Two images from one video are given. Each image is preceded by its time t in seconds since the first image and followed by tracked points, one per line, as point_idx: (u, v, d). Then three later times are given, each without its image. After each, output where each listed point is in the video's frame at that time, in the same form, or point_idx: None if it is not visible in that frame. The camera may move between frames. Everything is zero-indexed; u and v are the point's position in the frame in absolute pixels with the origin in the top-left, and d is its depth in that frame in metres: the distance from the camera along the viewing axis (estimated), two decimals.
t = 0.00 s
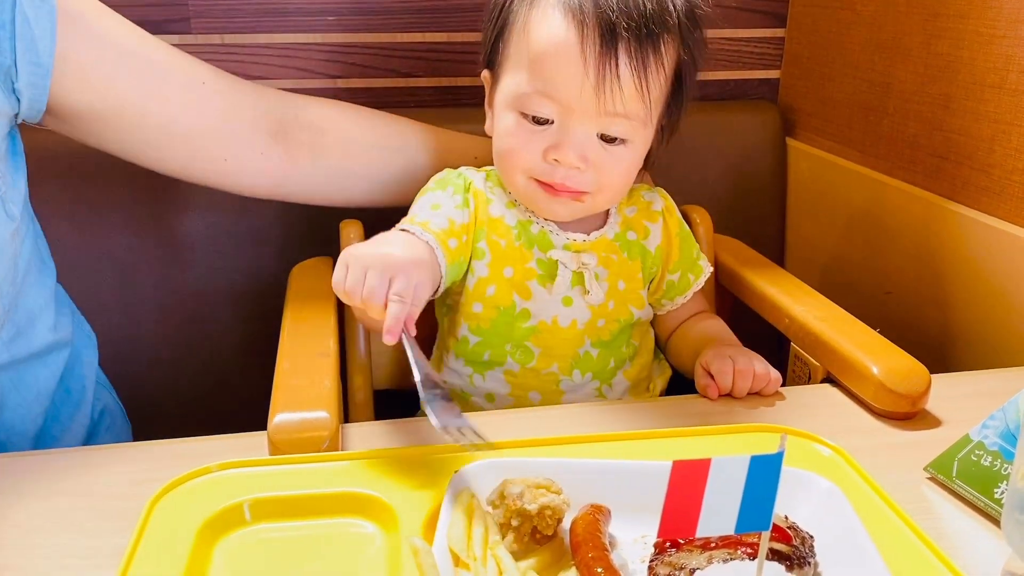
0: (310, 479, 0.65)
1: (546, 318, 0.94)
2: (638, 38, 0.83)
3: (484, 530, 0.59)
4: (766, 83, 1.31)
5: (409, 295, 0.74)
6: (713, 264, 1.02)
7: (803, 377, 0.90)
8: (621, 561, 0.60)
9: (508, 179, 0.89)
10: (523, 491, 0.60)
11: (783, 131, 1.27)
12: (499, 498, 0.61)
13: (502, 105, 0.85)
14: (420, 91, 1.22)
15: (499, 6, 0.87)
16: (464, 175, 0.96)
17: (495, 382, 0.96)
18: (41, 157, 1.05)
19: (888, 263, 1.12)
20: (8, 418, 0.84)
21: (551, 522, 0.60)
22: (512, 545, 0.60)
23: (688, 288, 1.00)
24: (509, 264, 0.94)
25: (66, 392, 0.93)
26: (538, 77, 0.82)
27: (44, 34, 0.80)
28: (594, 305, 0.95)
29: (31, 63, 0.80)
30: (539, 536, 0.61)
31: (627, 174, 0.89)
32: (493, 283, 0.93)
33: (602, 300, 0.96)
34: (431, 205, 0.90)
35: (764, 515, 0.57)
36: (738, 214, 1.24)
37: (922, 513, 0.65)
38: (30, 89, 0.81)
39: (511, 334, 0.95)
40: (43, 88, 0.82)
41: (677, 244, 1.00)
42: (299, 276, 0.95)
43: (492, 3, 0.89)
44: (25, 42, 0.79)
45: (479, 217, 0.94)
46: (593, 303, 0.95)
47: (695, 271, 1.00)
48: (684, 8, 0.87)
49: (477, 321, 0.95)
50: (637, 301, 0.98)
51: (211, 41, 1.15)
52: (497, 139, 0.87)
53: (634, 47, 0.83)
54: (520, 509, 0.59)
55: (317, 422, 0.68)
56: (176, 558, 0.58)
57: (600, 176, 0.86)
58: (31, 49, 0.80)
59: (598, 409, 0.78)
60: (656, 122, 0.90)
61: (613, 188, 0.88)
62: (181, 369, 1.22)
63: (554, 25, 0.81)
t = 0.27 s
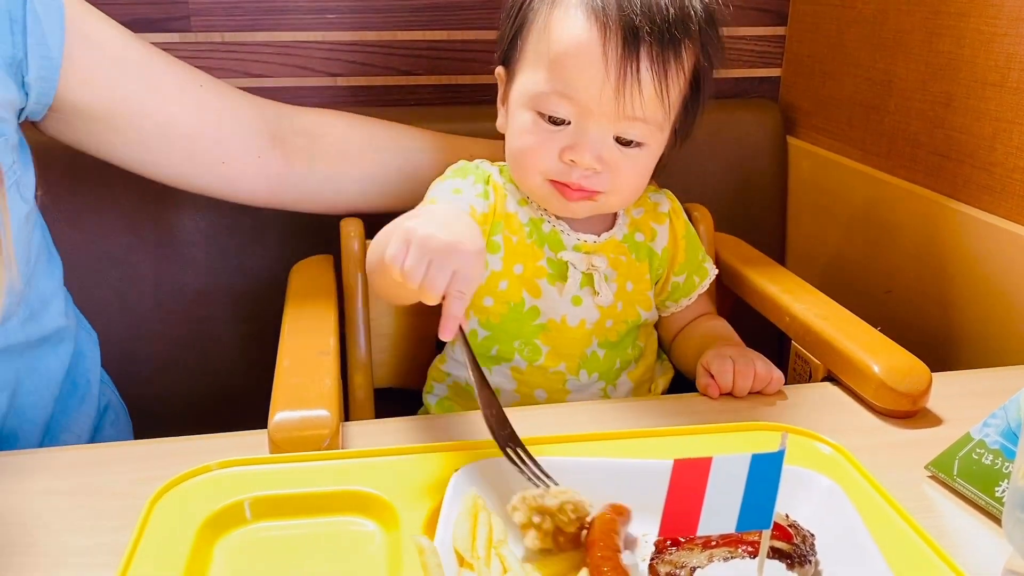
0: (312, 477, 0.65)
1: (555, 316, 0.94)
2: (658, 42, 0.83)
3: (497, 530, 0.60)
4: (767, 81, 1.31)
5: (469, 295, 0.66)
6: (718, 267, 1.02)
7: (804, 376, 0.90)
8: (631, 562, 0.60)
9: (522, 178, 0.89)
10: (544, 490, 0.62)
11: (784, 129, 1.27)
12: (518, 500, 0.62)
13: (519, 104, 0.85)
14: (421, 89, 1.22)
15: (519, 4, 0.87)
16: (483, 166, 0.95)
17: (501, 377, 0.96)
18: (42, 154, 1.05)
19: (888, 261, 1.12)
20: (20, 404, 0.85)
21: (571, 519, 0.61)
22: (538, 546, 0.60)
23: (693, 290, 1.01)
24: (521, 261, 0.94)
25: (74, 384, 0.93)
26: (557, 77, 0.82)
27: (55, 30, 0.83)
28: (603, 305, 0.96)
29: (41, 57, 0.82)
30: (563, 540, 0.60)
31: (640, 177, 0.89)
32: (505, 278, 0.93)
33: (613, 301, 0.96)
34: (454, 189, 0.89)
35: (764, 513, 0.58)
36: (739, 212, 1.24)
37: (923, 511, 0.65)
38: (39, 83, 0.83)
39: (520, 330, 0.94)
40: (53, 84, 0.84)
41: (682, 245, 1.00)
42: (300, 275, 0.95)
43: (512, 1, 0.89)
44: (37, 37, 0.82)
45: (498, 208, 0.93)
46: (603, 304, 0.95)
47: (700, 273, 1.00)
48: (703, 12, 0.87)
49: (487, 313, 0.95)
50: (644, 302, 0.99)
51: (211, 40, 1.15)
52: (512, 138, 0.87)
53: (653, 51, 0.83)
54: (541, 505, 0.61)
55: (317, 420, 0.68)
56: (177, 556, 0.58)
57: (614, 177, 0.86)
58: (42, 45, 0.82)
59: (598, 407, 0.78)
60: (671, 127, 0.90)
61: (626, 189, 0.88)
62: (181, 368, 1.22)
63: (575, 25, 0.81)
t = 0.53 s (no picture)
0: (314, 477, 0.65)
1: (562, 313, 0.95)
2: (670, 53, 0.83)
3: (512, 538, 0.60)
4: (768, 80, 1.31)
5: (538, 292, 0.61)
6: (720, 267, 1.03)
7: (805, 375, 0.91)
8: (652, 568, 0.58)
9: (531, 184, 0.89)
10: (572, 510, 0.61)
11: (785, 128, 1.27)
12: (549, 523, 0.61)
13: (529, 110, 0.85)
14: (422, 88, 1.22)
15: (530, 7, 0.86)
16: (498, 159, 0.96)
17: (504, 369, 0.96)
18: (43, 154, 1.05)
19: (889, 260, 1.12)
20: (47, 395, 0.90)
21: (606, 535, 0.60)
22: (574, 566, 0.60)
23: (694, 290, 1.01)
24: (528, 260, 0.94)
25: (93, 380, 0.97)
26: (569, 86, 0.81)
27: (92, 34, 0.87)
28: (609, 305, 0.97)
29: (77, 59, 0.86)
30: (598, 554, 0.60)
31: (646, 184, 0.89)
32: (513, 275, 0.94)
33: (618, 301, 0.97)
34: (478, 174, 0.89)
35: (767, 513, 0.57)
36: (740, 211, 1.24)
37: (924, 511, 0.65)
38: (72, 85, 0.87)
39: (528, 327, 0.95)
40: (86, 84, 0.88)
41: (684, 245, 1.01)
42: (301, 274, 0.95)
43: (522, 4, 0.88)
44: (74, 39, 0.86)
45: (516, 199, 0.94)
46: (608, 303, 0.96)
47: (702, 273, 1.01)
48: (714, 21, 0.87)
49: (498, 303, 0.95)
50: (648, 302, 1.00)
51: (213, 39, 1.15)
52: (521, 144, 0.87)
53: (665, 62, 0.83)
54: (572, 524, 0.60)
55: (319, 420, 0.68)
56: (179, 555, 0.58)
57: (622, 186, 0.87)
58: (78, 48, 0.86)
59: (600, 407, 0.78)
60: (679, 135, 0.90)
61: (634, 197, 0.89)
62: (183, 367, 1.23)
63: (589, 34, 0.81)
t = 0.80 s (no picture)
0: (317, 476, 0.65)
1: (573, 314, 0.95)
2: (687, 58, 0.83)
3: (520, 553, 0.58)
4: (770, 79, 1.31)
5: (572, 317, 0.60)
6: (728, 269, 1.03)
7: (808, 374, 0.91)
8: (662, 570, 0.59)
9: (544, 188, 0.89)
10: (574, 538, 0.58)
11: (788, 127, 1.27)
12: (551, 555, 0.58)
13: (543, 113, 0.85)
14: (424, 86, 1.22)
15: (545, 9, 0.86)
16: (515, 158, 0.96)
17: (514, 365, 0.96)
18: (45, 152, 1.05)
19: (892, 259, 1.12)
20: (99, 386, 0.94)
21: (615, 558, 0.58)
22: None
23: (700, 292, 1.02)
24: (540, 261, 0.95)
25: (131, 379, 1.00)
26: (585, 91, 0.81)
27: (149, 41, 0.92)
28: (621, 307, 0.96)
29: (135, 62, 0.90)
30: None
31: (660, 187, 0.90)
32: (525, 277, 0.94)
33: (629, 303, 0.97)
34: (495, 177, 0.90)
35: (775, 512, 0.58)
36: (742, 210, 1.24)
37: (928, 510, 0.64)
38: (128, 88, 0.91)
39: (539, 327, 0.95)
40: (140, 89, 0.91)
41: (692, 247, 1.01)
42: (304, 272, 0.95)
43: (537, 4, 0.87)
44: (132, 45, 0.90)
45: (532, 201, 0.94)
46: (620, 305, 0.96)
47: (708, 275, 1.01)
48: (730, 25, 0.87)
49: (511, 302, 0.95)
50: (656, 304, 1.00)
51: (215, 37, 1.14)
52: (534, 146, 0.87)
53: (681, 68, 0.83)
54: (580, 552, 0.57)
55: (322, 418, 0.68)
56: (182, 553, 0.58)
57: (635, 189, 0.87)
58: (136, 54, 0.90)
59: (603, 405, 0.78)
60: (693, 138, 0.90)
61: (646, 200, 0.89)
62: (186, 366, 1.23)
63: (605, 39, 0.80)
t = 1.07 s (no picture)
0: (318, 474, 0.65)
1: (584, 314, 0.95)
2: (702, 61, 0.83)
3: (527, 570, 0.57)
4: (772, 77, 1.31)
5: (575, 324, 0.60)
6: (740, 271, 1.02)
7: (810, 373, 0.91)
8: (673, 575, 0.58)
9: (557, 189, 0.89)
10: (585, 551, 0.57)
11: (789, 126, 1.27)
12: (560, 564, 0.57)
13: (556, 112, 0.85)
14: (425, 85, 1.22)
15: (561, 7, 0.86)
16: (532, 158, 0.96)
17: (523, 366, 0.96)
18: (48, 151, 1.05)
19: (893, 258, 1.12)
20: (136, 395, 0.96)
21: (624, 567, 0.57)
22: None
23: (709, 293, 1.02)
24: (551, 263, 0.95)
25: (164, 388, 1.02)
26: (600, 92, 0.81)
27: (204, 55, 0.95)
28: (632, 308, 0.97)
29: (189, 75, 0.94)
30: None
31: (672, 189, 0.89)
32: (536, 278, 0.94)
33: (640, 304, 0.97)
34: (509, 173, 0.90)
35: (793, 514, 0.56)
36: (743, 209, 1.24)
37: (931, 509, 0.64)
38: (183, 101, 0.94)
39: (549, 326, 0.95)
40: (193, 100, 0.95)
41: (702, 249, 1.02)
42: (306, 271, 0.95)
43: (555, 3, 0.87)
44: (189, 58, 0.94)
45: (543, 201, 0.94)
46: (631, 306, 0.96)
47: (716, 276, 1.01)
48: (747, 28, 0.87)
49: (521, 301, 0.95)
50: (666, 305, 1.00)
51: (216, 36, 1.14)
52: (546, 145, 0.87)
53: (695, 71, 0.82)
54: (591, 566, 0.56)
55: (324, 416, 0.68)
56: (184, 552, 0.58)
57: (647, 191, 0.87)
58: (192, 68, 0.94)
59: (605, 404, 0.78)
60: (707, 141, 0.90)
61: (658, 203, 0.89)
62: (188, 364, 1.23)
63: (620, 40, 0.80)
